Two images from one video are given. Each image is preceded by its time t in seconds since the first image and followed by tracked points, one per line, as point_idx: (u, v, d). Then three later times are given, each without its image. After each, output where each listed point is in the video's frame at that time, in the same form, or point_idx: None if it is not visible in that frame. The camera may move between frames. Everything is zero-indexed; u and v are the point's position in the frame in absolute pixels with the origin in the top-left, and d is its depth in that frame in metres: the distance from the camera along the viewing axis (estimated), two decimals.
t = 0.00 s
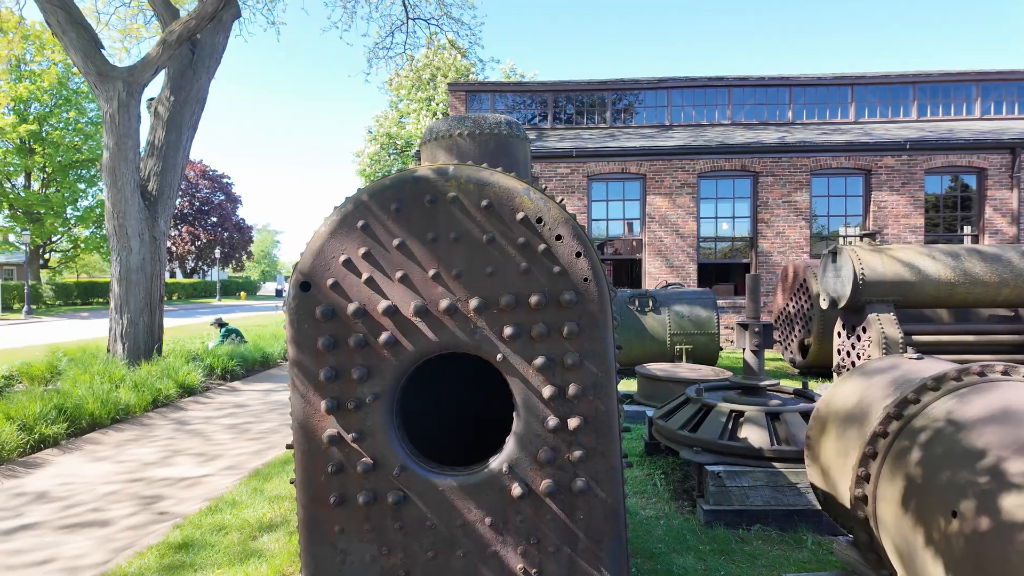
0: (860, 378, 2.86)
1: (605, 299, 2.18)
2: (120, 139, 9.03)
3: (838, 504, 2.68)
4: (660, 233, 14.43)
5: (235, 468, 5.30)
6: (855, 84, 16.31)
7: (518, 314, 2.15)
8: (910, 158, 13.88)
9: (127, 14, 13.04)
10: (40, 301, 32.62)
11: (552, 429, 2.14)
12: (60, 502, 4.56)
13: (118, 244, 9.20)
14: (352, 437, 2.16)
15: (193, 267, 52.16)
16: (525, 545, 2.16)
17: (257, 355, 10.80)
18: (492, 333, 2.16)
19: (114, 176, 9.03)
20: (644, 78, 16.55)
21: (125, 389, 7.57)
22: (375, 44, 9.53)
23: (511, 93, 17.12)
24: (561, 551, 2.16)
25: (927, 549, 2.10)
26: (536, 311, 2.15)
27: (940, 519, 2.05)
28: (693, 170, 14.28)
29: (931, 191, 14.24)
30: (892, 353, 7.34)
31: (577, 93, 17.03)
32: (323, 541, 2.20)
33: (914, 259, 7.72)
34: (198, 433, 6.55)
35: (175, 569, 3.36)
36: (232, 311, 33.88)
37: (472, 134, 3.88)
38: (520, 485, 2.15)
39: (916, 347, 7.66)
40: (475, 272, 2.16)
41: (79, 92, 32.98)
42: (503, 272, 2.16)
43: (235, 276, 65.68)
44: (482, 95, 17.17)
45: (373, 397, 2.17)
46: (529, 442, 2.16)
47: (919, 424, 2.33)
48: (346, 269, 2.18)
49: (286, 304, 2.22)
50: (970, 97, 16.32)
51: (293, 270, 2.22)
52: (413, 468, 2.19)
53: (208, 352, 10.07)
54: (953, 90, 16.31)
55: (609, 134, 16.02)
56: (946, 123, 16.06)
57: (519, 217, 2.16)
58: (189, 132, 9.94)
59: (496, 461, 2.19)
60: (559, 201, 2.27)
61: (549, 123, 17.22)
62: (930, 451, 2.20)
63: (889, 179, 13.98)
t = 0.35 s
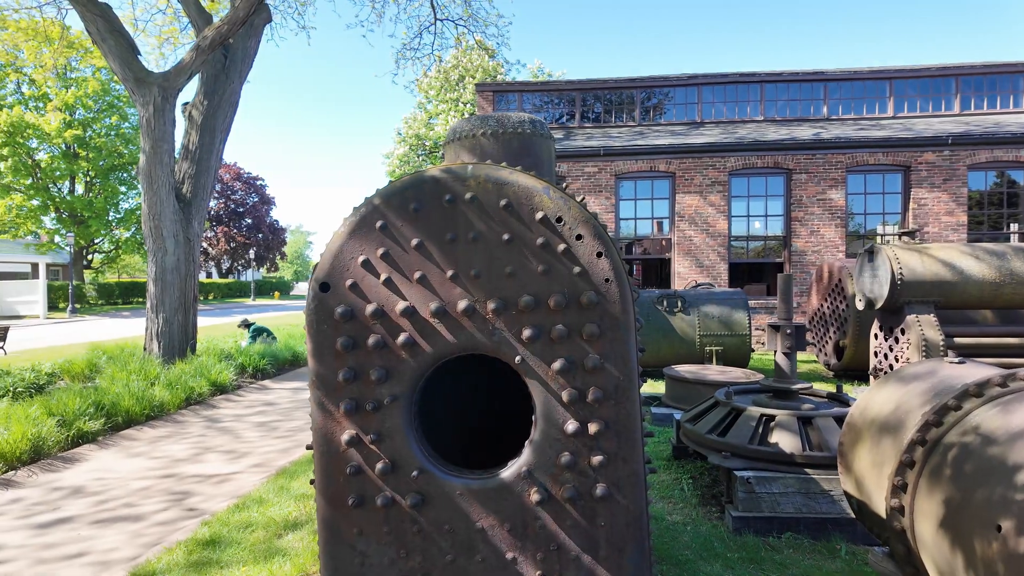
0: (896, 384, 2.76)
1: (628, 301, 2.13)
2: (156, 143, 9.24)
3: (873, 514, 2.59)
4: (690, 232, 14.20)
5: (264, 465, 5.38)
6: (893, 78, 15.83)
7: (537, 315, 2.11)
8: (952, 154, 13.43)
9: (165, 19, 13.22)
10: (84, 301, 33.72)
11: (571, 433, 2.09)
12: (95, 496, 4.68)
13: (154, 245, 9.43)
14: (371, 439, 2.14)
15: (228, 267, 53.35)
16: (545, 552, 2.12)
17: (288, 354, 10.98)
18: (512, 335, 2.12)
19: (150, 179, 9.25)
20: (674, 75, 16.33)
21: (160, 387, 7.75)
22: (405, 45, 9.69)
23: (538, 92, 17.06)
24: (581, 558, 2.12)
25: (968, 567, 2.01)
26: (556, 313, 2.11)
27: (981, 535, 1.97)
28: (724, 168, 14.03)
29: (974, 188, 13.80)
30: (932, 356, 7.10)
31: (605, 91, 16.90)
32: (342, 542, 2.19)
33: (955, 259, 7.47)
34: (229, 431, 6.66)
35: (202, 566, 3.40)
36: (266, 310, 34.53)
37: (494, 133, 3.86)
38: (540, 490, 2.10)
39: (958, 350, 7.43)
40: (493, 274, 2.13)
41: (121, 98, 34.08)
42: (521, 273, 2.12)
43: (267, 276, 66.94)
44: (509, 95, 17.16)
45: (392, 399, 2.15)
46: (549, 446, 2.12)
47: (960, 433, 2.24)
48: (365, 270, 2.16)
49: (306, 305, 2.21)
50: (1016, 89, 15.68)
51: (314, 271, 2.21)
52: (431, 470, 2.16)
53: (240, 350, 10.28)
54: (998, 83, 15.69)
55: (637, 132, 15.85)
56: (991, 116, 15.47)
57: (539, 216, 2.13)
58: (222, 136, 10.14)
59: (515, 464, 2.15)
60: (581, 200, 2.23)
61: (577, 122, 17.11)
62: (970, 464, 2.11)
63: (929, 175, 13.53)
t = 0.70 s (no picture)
0: (916, 390, 2.74)
1: (632, 301, 2.07)
2: (177, 145, 9.37)
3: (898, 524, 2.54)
4: (710, 231, 14.01)
5: (277, 464, 5.41)
6: (921, 72, 15.44)
7: (538, 315, 2.06)
8: (983, 149, 13.07)
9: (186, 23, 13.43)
10: (113, 300, 34.46)
11: (574, 436, 2.04)
12: (110, 493, 4.75)
13: (175, 245, 9.57)
14: (370, 440, 2.11)
15: (252, 267, 54.10)
16: (546, 557, 2.06)
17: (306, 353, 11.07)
18: (512, 336, 2.07)
19: (172, 180, 9.39)
20: (694, 72, 16.13)
21: (179, 385, 7.86)
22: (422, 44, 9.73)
23: (556, 91, 16.98)
24: (583, 564, 2.06)
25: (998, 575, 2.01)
26: (557, 313, 2.05)
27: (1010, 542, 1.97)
28: (745, 166, 13.83)
29: (1005, 184, 13.43)
30: (959, 358, 6.90)
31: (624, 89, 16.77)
32: (341, 544, 2.16)
33: (983, 257, 7.28)
34: (245, 429, 6.73)
35: (210, 564, 3.42)
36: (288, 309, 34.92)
37: (504, 132, 3.82)
38: (540, 495, 2.05)
39: (986, 351, 7.21)
40: (494, 273, 2.08)
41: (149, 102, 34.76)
42: (522, 272, 2.07)
43: (290, 276, 67.78)
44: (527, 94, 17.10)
45: (393, 400, 2.12)
46: (551, 449, 2.06)
47: (983, 439, 2.24)
48: (364, 269, 2.13)
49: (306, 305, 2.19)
50: None
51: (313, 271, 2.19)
52: (432, 473, 2.12)
53: (259, 349, 10.40)
54: None
55: (656, 130, 15.68)
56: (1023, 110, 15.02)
57: (541, 214, 2.08)
58: (242, 137, 10.25)
59: (517, 467, 2.10)
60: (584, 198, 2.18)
61: (595, 121, 16.99)
62: (996, 471, 2.12)
63: (959, 171, 13.18)
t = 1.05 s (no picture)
0: (921, 397, 2.66)
1: (618, 303, 2.00)
2: (184, 146, 9.40)
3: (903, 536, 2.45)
4: (720, 230, 13.85)
5: (278, 465, 5.40)
6: (937, 67, 15.17)
7: (521, 317, 2.00)
8: (1001, 146, 12.81)
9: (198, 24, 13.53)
10: (129, 300, 34.89)
11: (558, 441, 1.97)
12: (111, 492, 4.76)
13: (183, 245, 9.62)
14: (350, 445, 2.06)
15: (266, 268, 54.54)
16: (530, 567, 2.00)
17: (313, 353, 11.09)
18: (494, 338, 2.00)
19: (180, 181, 9.43)
20: (705, 69, 15.95)
21: (185, 385, 7.89)
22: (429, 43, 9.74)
23: (565, 90, 16.90)
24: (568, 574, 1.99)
25: None
26: (542, 314, 1.99)
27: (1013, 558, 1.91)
28: (756, 164, 13.66)
29: None
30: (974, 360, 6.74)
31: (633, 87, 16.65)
32: (322, 550, 2.12)
33: (997, 257, 7.12)
34: (249, 430, 6.73)
35: (202, 566, 3.39)
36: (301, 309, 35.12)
37: (500, 130, 3.76)
38: (524, 503, 1.98)
39: (1001, 352, 7.05)
40: (477, 273, 2.02)
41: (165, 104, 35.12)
42: (505, 272, 2.01)
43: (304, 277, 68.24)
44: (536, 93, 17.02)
45: (373, 404, 2.06)
46: (535, 454, 2.00)
47: (986, 449, 2.18)
48: (344, 269, 2.08)
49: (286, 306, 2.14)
50: None
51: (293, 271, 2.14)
52: (414, 479, 2.07)
53: (267, 350, 10.45)
54: None
55: (666, 129, 15.54)
56: None
57: (524, 212, 2.02)
58: (250, 138, 10.28)
59: (500, 472, 2.04)
60: (570, 197, 2.12)
61: (605, 119, 16.87)
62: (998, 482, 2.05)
63: (976, 169, 12.94)
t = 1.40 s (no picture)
0: (928, 402, 2.58)
1: (611, 304, 1.94)
2: (192, 146, 9.43)
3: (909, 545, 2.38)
4: (729, 230, 13.72)
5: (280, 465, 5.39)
6: (951, 65, 14.94)
7: (512, 317, 1.94)
8: (1017, 144, 12.60)
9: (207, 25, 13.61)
10: (141, 300, 35.20)
11: (548, 445, 1.92)
12: (113, 491, 4.76)
13: (191, 245, 9.66)
14: (337, 448, 2.02)
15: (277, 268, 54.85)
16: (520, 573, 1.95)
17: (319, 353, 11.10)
18: (483, 339, 1.95)
19: (187, 181, 9.46)
20: (714, 68, 15.80)
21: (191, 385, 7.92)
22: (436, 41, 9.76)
23: (574, 89, 16.82)
24: None
25: None
26: (533, 314, 1.93)
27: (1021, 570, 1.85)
28: (766, 163, 13.52)
29: None
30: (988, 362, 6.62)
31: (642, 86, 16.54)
32: (308, 554, 2.08)
33: (1011, 256, 7.00)
34: (253, 429, 6.73)
35: (198, 567, 3.37)
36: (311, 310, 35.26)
37: (500, 127, 3.71)
38: (514, 508, 1.93)
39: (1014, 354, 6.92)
40: (466, 272, 1.97)
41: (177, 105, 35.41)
42: (495, 271, 1.96)
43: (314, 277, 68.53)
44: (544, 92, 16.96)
45: (361, 406, 2.02)
46: (526, 458, 1.95)
47: (996, 456, 2.10)
48: (331, 268, 2.04)
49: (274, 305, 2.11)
50: None
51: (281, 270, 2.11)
52: (402, 483, 2.02)
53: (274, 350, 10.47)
54: None
55: (675, 128, 15.42)
56: None
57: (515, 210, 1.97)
58: (257, 138, 10.30)
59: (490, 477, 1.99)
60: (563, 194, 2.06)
61: (613, 119, 16.77)
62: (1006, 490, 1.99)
63: (991, 167, 12.75)
